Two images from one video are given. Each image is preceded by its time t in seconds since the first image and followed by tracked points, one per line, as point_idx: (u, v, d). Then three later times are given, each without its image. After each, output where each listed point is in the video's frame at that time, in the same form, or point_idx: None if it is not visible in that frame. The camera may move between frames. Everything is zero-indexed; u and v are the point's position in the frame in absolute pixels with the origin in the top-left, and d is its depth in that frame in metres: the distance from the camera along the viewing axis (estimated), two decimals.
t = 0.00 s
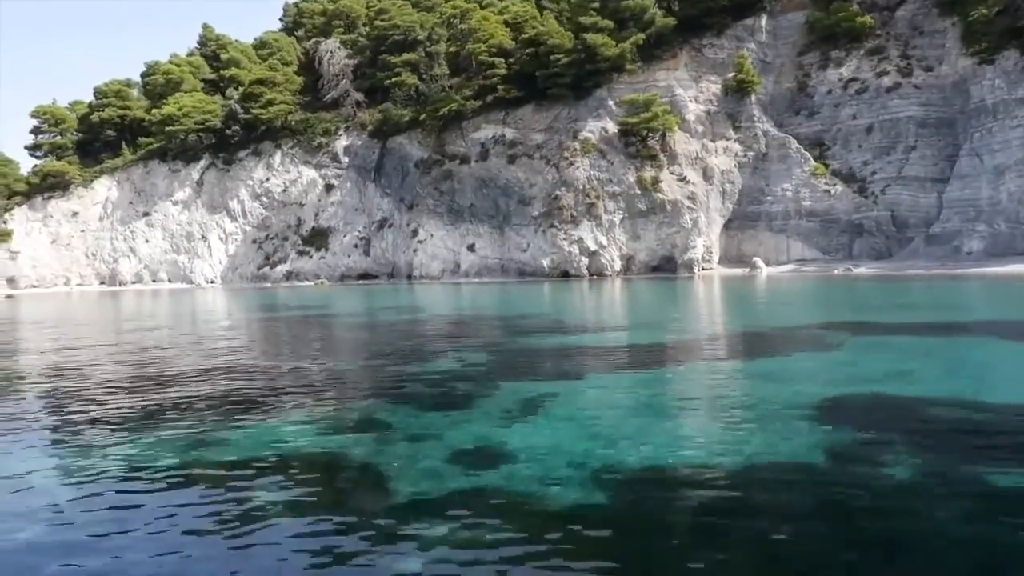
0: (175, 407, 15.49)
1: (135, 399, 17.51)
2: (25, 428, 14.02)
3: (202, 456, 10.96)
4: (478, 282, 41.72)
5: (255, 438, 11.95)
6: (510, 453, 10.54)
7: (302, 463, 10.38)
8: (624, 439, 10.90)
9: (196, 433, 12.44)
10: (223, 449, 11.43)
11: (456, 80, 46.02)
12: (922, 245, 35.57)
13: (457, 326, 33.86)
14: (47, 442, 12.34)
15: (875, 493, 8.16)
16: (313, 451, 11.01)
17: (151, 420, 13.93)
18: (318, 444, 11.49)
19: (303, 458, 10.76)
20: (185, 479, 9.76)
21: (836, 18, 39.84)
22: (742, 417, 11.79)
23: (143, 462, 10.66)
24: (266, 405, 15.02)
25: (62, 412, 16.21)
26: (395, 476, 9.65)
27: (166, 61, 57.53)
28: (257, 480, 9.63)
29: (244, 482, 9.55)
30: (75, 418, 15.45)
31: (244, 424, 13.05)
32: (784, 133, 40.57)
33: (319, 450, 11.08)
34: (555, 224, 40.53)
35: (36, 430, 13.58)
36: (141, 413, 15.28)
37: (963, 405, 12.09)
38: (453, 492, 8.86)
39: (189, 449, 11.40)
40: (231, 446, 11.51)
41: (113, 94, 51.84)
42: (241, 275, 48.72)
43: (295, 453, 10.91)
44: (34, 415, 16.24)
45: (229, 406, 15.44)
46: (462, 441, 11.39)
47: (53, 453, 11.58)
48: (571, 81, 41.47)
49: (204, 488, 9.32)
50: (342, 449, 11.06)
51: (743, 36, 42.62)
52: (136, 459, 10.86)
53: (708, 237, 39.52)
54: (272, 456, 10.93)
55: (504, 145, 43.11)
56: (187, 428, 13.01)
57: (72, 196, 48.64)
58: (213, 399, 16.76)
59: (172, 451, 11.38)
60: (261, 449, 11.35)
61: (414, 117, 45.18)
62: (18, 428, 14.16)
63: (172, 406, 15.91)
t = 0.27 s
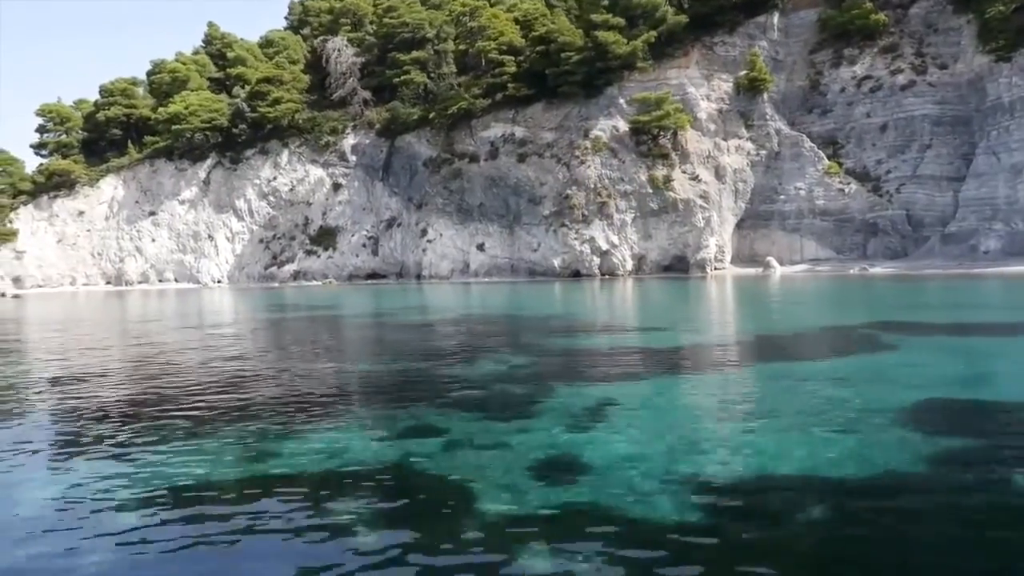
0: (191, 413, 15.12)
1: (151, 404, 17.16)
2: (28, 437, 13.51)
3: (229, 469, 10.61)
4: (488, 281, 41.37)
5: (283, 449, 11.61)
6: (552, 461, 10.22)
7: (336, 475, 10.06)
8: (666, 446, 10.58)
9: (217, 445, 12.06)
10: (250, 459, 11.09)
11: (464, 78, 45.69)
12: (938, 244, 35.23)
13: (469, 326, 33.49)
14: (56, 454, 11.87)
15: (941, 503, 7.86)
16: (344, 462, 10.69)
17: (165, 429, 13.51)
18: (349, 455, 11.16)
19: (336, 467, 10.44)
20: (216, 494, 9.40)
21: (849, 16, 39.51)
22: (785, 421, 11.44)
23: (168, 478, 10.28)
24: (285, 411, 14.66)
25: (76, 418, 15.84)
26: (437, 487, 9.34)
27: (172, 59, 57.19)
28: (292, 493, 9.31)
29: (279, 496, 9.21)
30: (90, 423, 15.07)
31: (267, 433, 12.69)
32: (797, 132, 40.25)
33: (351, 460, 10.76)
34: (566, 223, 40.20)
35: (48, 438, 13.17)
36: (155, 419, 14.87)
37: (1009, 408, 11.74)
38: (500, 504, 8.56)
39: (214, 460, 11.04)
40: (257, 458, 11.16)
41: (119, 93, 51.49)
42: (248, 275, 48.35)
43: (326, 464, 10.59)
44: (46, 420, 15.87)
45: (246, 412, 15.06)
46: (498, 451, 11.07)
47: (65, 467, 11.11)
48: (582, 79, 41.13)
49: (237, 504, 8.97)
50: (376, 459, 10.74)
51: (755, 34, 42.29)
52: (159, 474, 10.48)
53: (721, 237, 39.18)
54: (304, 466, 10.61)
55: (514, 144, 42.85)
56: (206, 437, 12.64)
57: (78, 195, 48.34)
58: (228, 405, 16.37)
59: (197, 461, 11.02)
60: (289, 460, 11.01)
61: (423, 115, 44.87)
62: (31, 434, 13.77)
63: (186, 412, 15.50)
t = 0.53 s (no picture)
0: (204, 407, 14.77)
1: (163, 403, 16.84)
2: (30, 434, 13.01)
3: (254, 464, 10.29)
4: (496, 281, 41.09)
5: (308, 443, 11.30)
6: (590, 458, 9.94)
7: (369, 473, 9.77)
8: (705, 444, 10.30)
9: (237, 440, 11.71)
10: (275, 455, 10.77)
11: (471, 77, 45.44)
12: (952, 244, 34.96)
13: (479, 326, 33.20)
14: (61, 452, 11.40)
15: (1007, 509, 7.59)
16: (374, 458, 10.39)
17: (178, 425, 13.11)
18: (377, 450, 10.87)
19: (367, 465, 10.14)
20: (244, 492, 9.07)
21: (861, 14, 39.25)
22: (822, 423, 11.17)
23: (190, 474, 9.93)
24: (302, 407, 14.33)
25: (86, 415, 15.48)
26: (475, 485, 9.04)
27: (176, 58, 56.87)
28: (325, 491, 9.00)
29: (312, 495, 8.90)
30: (100, 418, 14.70)
31: (288, 428, 12.36)
32: (807, 130, 39.99)
33: (382, 456, 10.47)
34: (576, 223, 39.92)
35: (58, 435, 12.77)
36: (166, 415, 14.49)
37: None
38: (545, 503, 8.27)
39: (237, 456, 10.70)
40: (282, 453, 10.84)
41: (123, 92, 51.11)
42: (254, 275, 48.01)
43: (356, 461, 10.29)
44: (56, 418, 15.51)
45: (260, 407, 14.72)
46: (532, 444, 10.79)
47: (74, 464, 10.67)
48: (591, 77, 40.84)
49: (268, 502, 8.65)
50: (407, 455, 10.44)
51: (765, 33, 42.02)
52: (179, 470, 10.10)
53: (731, 237, 38.91)
54: (333, 461, 10.31)
55: (522, 143, 42.60)
56: (224, 433, 12.27)
57: (82, 195, 48.07)
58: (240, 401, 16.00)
59: (220, 456, 10.69)
60: (316, 454, 10.71)
61: (430, 114, 44.61)
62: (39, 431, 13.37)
63: (196, 408, 15.11)
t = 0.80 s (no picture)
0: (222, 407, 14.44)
1: (179, 407, 16.49)
2: (39, 441, 12.54)
3: (288, 470, 9.95)
4: (506, 282, 40.74)
5: (340, 449, 10.98)
6: (637, 464, 9.63)
7: (410, 481, 9.45)
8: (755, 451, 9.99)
9: (264, 445, 11.36)
10: (308, 461, 10.43)
11: (479, 76, 45.13)
12: (968, 244, 34.64)
13: (491, 327, 32.84)
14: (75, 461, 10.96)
15: None
16: (412, 465, 10.08)
17: (197, 430, 12.72)
18: (413, 455, 10.55)
19: (404, 472, 9.84)
20: (282, 503, 8.73)
21: (874, 12, 38.93)
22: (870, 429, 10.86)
23: (223, 483, 9.57)
24: (324, 408, 14.00)
25: (102, 420, 15.13)
26: (524, 496, 8.73)
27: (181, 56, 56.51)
28: (368, 503, 8.68)
29: (355, 507, 8.57)
30: (115, 425, 14.30)
31: (315, 432, 12.02)
32: (820, 130, 39.67)
33: (420, 462, 10.16)
34: (587, 223, 39.60)
35: (76, 441, 12.38)
36: (183, 419, 14.11)
37: None
38: (602, 515, 7.95)
39: (267, 460, 10.36)
40: (315, 458, 10.50)
41: (128, 91, 50.39)
42: (260, 275, 47.64)
43: (395, 468, 9.97)
44: (70, 422, 15.14)
45: (280, 411, 14.38)
46: (573, 448, 10.49)
47: (92, 474, 10.24)
48: (602, 76, 40.52)
49: (311, 514, 8.32)
50: (447, 462, 10.13)
51: (776, 31, 41.69)
52: (210, 479, 9.74)
53: (744, 236, 38.60)
54: (371, 467, 9.99)
55: (532, 142, 42.27)
56: (248, 437, 11.91)
57: (88, 194, 47.72)
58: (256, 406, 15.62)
59: (252, 462, 10.35)
60: (351, 460, 10.38)
61: (439, 113, 44.29)
62: (55, 436, 12.98)
63: (211, 414, 14.73)
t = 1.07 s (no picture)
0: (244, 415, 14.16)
1: (193, 410, 16.15)
2: (43, 452, 12.08)
3: (324, 481, 9.62)
4: (516, 282, 40.40)
5: (373, 458, 10.66)
6: (685, 473, 9.32)
7: (452, 492, 9.13)
8: (805, 462, 9.69)
9: (294, 454, 11.02)
10: (343, 470, 10.11)
11: (487, 75, 44.86)
12: (984, 244, 34.30)
13: (503, 328, 32.48)
14: (89, 474, 10.54)
15: None
16: (453, 476, 9.78)
17: (219, 438, 12.37)
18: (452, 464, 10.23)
19: (443, 482, 9.51)
20: (325, 515, 8.43)
21: (887, 11, 38.64)
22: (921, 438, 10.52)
23: (258, 493, 9.25)
24: (349, 415, 13.70)
25: (112, 423, 14.78)
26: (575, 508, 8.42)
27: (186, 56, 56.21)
28: (413, 515, 8.37)
29: (400, 519, 8.27)
30: (129, 430, 13.94)
31: (345, 441, 11.70)
32: (832, 129, 39.36)
33: (461, 474, 9.85)
34: (598, 222, 39.27)
35: (93, 450, 12.02)
36: (198, 425, 13.76)
37: None
38: (662, 530, 7.65)
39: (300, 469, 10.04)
40: (350, 467, 10.18)
41: (134, 90, 50.03)
42: (267, 275, 47.27)
43: (435, 479, 9.67)
44: (81, 424, 14.78)
45: (299, 418, 14.06)
46: (616, 457, 10.19)
47: (110, 487, 9.85)
48: (612, 74, 40.22)
49: (355, 528, 8.02)
50: (488, 473, 9.82)
51: (788, 30, 41.39)
52: (243, 489, 9.41)
53: (756, 236, 38.26)
54: (410, 478, 9.69)
55: (542, 141, 41.96)
56: (275, 446, 11.58)
57: (93, 194, 47.39)
58: (272, 411, 15.28)
59: (285, 473, 10.02)
60: (388, 470, 10.07)
61: (447, 112, 44.01)
62: (68, 444, 12.60)
63: (226, 420, 14.38)
